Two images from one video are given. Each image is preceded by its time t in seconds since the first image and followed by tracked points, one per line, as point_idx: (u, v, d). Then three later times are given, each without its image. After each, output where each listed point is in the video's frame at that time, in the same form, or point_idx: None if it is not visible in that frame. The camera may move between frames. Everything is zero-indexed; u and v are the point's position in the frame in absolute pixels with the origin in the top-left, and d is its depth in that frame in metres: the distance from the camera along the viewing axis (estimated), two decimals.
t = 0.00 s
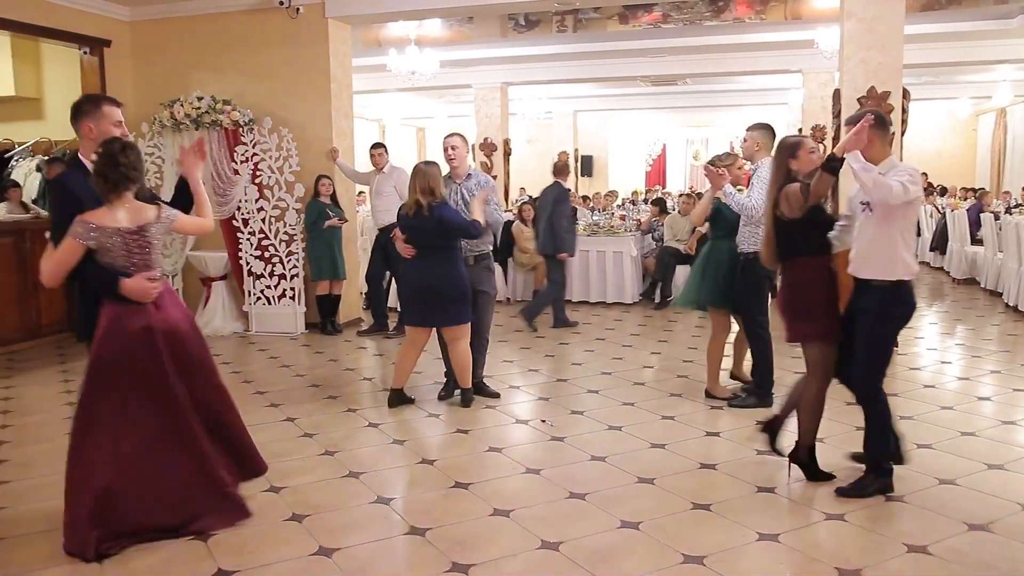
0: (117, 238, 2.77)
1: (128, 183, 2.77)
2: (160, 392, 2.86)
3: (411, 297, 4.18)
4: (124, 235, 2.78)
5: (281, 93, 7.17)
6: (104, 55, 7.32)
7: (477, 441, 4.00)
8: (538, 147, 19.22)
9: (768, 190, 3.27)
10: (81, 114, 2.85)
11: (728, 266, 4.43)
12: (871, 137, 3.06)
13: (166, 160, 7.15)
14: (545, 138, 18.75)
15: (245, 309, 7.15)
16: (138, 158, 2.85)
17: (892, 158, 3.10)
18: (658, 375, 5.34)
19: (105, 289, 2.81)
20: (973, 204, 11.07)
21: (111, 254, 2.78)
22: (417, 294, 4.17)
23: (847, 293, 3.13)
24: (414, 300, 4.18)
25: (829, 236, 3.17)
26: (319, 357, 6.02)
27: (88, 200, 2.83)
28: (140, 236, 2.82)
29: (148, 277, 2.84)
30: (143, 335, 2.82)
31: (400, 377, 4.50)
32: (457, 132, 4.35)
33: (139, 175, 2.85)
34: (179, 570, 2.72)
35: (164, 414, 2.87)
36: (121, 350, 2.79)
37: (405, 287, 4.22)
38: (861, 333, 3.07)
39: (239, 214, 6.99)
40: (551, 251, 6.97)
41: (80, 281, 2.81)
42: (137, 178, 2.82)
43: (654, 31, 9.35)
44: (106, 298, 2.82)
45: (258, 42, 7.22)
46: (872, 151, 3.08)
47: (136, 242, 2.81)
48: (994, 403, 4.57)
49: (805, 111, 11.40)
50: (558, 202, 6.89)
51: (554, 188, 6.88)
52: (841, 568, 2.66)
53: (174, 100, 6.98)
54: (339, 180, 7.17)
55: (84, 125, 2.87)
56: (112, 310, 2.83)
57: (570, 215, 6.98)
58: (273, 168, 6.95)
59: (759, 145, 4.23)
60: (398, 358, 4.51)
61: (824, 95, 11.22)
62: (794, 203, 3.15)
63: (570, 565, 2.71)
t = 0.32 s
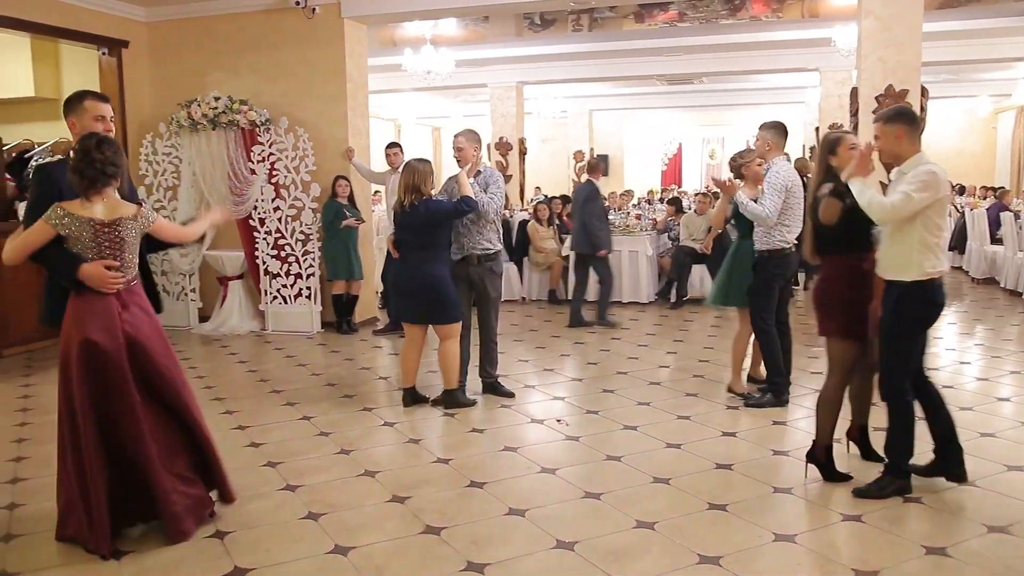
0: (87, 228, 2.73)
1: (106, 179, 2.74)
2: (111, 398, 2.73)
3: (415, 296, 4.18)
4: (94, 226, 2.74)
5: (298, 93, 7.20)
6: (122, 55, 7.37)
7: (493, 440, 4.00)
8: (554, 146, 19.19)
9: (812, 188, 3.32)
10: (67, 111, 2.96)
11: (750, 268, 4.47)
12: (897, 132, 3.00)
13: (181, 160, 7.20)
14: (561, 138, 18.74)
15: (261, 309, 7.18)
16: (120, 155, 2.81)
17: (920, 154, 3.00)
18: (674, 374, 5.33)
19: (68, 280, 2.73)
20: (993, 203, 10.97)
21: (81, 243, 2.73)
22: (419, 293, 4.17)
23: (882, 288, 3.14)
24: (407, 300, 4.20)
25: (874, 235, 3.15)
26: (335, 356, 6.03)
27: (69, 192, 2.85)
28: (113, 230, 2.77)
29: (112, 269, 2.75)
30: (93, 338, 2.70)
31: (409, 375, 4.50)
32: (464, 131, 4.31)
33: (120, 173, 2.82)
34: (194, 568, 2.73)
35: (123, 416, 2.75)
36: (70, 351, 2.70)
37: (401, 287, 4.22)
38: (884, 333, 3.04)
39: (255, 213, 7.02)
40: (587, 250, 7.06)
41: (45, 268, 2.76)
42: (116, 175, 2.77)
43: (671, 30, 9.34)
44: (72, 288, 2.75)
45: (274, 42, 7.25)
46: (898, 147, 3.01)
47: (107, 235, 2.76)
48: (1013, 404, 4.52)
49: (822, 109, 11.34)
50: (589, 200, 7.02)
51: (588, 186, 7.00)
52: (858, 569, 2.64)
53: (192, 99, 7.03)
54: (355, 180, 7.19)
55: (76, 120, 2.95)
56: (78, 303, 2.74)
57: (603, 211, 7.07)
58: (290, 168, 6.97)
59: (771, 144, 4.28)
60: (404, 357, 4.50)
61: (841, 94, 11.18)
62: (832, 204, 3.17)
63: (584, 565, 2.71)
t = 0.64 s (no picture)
0: (96, 231, 2.74)
1: (120, 185, 2.75)
2: (100, 400, 2.73)
3: (427, 298, 4.17)
4: (102, 228, 2.74)
5: (316, 93, 7.22)
6: (142, 57, 7.43)
7: (509, 440, 4.00)
8: (570, 147, 19.18)
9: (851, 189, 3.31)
10: (77, 119, 3.00)
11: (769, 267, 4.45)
12: (925, 139, 2.96)
13: (199, 161, 7.24)
14: (577, 138, 18.72)
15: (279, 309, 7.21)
16: (131, 161, 2.82)
17: (953, 157, 2.94)
18: (691, 375, 5.31)
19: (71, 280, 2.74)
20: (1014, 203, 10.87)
21: (86, 245, 2.74)
22: (431, 296, 4.15)
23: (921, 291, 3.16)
24: (418, 304, 4.20)
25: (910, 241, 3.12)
26: (352, 356, 6.05)
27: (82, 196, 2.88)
28: (120, 234, 2.77)
29: (115, 271, 2.75)
30: (81, 337, 2.70)
31: (426, 375, 4.50)
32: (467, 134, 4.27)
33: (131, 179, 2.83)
34: (212, 566, 2.75)
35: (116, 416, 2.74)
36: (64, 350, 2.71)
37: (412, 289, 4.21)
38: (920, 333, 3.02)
39: (273, 214, 7.04)
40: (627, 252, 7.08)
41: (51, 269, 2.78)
42: (129, 180, 2.78)
43: (688, 30, 9.31)
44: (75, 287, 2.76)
45: (292, 43, 7.28)
46: (927, 155, 2.97)
47: (113, 238, 2.75)
48: None
49: (840, 109, 11.27)
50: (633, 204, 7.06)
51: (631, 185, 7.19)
52: (876, 572, 2.62)
53: (210, 100, 7.07)
54: (373, 181, 7.21)
55: (86, 129, 2.98)
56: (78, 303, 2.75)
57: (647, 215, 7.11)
58: (307, 169, 6.99)
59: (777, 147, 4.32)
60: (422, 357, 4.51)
61: (859, 93, 11.12)
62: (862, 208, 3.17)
63: (601, 566, 2.70)
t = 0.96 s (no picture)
0: (110, 232, 2.75)
1: (128, 186, 2.74)
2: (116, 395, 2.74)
3: (439, 300, 4.18)
4: (114, 229, 2.75)
5: (330, 95, 7.25)
6: (157, 59, 7.48)
7: (522, 441, 4.01)
8: (583, 148, 19.17)
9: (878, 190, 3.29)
10: (103, 122, 3.04)
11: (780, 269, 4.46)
12: (951, 145, 2.94)
13: (213, 162, 7.27)
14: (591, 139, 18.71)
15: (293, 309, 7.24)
16: (140, 161, 2.81)
17: (983, 161, 2.92)
18: (704, 377, 5.31)
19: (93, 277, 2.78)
20: None
21: (104, 247, 2.77)
22: (445, 298, 4.16)
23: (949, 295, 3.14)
24: (435, 306, 4.20)
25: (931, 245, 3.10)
26: (366, 357, 6.07)
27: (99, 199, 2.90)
28: (132, 233, 2.76)
29: (132, 270, 2.76)
30: (98, 331, 2.73)
31: (439, 376, 4.51)
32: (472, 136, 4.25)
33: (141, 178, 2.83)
34: (227, 566, 2.76)
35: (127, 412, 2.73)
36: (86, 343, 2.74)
37: (425, 291, 4.23)
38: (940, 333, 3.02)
39: (287, 215, 7.08)
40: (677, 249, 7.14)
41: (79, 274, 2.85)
42: (138, 180, 2.78)
43: (703, 30, 9.29)
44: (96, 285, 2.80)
45: (306, 45, 7.31)
46: (954, 161, 2.94)
47: (126, 237, 2.76)
48: None
49: (855, 109, 11.22)
50: (672, 204, 7.19)
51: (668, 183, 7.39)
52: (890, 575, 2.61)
53: (224, 102, 7.11)
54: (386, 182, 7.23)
55: (113, 131, 3.03)
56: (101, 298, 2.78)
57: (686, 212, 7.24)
58: (321, 170, 7.02)
59: (776, 148, 4.31)
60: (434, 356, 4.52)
61: (875, 94, 11.08)
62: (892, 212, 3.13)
63: (614, 568, 2.70)
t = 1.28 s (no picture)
0: (116, 236, 2.83)
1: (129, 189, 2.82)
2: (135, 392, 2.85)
3: (450, 300, 4.16)
4: (117, 233, 2.83)
5: (345, 96, 7.28)
6: (174, 61, 7.52)
7: (536, 442, 4.01)
8: (598, 148, 19.14)
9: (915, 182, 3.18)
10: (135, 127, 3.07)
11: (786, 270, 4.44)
12: (983, 139, 2.77)
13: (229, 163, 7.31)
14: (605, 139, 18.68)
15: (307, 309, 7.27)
16: (147, 164, 2.87)
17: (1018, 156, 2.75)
18: (718, 378, 5.29)
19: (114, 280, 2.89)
20: None
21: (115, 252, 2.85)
22: (458, 299, 4.15)
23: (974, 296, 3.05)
24: (446, 307, 4.18)
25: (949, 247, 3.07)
26: (381, 357, 6.09)
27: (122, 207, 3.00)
28: (136, 235, 2.82)
29: (143, 271, 2.83)
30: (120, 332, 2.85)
31: (451, 381, 4.52)
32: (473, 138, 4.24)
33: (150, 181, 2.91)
34: (243, 565, 2.78)
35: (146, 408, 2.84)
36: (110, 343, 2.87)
37: (436, 292, 4.20)
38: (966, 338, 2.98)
39: (303, 215, 7.12)
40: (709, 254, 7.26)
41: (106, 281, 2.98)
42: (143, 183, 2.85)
43: (719, 30, 9.26)
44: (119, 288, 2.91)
45: (322, 46, 7.34)
46: (986, 155, 2.79)
47: (132, 240, 2.83)
48: None
49: (872, 110, 11.16)
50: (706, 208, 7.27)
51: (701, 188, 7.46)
52: None
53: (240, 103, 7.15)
54: (401, 183, 7.25)
55: (144, 134, 3.05)
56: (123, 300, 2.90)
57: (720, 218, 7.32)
58: (336, 171, 7.05)
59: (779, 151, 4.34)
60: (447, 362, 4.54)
61: (892, 94, 11.00)
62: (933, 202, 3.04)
63: (628, 569, 2.70)
